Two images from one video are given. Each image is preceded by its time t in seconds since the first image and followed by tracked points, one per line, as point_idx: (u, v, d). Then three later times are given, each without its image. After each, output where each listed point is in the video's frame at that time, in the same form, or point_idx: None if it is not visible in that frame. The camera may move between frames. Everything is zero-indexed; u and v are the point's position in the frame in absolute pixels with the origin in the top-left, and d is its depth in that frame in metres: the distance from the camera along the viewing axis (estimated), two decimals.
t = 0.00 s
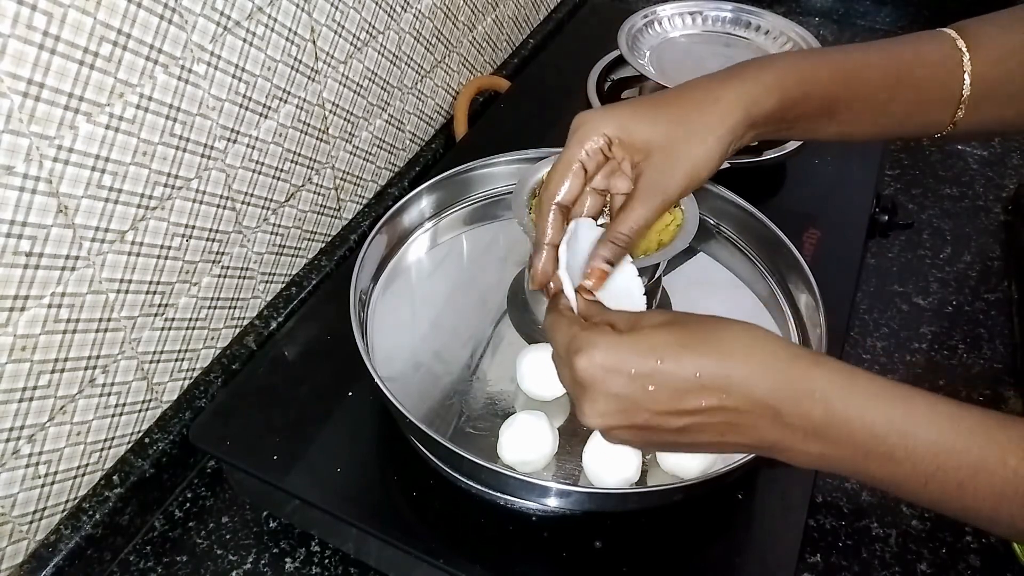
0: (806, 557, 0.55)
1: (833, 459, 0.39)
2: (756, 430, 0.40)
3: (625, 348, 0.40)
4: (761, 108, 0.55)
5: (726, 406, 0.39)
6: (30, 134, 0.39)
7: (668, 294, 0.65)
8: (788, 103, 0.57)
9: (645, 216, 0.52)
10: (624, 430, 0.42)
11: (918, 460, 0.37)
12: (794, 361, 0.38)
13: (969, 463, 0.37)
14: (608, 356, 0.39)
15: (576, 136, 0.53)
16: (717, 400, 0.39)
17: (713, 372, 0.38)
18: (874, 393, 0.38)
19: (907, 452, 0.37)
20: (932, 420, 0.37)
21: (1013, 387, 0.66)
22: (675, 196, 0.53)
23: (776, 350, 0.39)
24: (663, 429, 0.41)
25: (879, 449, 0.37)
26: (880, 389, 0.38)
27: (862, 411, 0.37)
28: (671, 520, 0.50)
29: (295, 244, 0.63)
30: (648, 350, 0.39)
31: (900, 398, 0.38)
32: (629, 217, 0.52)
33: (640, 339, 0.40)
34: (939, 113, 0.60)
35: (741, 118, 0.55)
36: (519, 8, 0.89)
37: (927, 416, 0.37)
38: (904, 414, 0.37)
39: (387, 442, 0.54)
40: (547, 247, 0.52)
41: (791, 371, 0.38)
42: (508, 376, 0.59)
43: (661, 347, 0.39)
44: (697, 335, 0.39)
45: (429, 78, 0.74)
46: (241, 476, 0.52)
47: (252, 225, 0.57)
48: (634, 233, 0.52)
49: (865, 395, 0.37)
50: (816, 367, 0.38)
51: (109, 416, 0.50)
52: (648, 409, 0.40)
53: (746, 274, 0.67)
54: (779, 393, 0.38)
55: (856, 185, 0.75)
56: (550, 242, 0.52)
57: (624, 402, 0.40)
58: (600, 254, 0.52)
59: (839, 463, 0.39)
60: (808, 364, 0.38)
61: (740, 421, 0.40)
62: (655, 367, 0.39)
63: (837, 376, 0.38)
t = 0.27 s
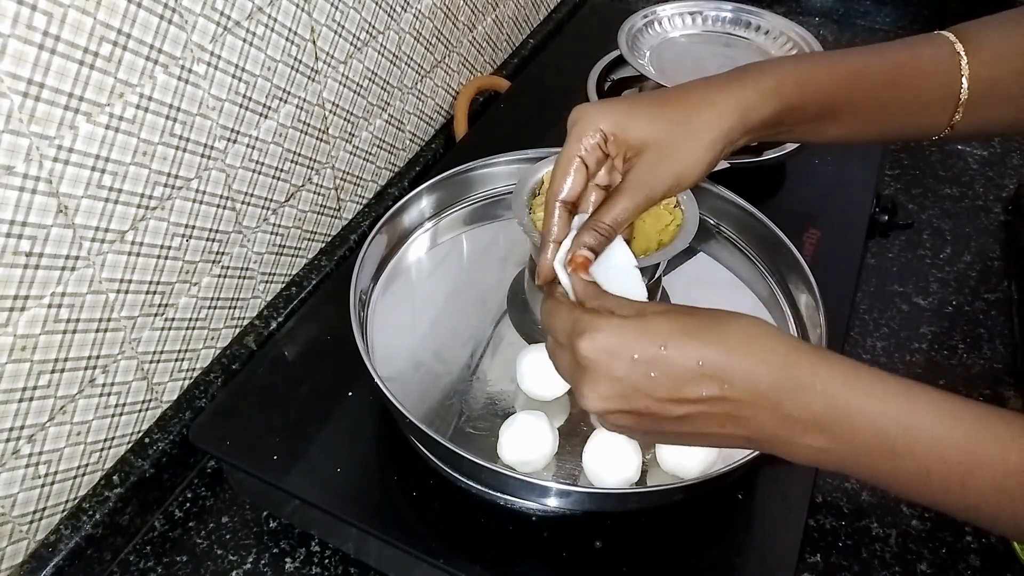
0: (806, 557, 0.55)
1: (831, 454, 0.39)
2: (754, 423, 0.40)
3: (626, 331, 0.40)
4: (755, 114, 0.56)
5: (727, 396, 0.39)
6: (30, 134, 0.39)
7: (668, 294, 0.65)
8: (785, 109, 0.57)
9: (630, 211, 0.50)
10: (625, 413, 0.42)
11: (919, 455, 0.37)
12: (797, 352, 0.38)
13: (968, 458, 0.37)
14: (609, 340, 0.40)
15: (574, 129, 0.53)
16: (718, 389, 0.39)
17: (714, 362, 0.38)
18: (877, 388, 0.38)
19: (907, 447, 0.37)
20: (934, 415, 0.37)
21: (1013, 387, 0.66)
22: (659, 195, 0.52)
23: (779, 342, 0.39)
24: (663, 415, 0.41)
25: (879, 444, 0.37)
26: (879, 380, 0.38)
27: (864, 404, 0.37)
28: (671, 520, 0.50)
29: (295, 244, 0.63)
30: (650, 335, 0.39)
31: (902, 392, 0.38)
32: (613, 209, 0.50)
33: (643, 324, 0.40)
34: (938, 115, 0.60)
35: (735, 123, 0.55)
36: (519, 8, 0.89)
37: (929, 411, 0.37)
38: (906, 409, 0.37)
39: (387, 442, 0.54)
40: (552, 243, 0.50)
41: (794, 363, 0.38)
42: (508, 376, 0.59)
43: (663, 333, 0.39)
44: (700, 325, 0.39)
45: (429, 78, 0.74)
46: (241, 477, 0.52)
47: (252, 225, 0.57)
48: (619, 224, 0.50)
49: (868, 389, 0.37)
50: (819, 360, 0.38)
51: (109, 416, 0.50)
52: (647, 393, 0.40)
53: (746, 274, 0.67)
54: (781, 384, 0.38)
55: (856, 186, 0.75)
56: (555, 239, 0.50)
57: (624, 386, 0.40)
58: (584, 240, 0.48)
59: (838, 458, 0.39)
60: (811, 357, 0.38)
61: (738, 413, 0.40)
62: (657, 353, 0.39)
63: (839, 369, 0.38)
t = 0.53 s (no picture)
0: (806, 557, 0.55)
1: (833, 441, 0.39)
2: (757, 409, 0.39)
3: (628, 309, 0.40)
4: (756, 113, 0.55)
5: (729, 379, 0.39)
6: (30, 134, 0.39)
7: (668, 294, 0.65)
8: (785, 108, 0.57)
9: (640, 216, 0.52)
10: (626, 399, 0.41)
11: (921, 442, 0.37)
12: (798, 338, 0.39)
13: (971, 445, 0.37)
14: (611, 319, 0.39)
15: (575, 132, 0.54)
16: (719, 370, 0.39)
17: (716, 346, 0.38)
18: (879, 375, 0.38)
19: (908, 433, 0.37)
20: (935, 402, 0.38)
21: (1013, 387, 0.66)
22: (667, 193, 0.53)
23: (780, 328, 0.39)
24: (664, 395, 0.40)
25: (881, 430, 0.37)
26: (876, 366, 0.38)
27: (865, 390, 0.37)
28: (671, 520, 0.50)
29: (295, 244, 0.63)
30: (652, 315, 0.39)
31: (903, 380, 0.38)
32: (625, 215, 0.52)
33: (646, 305, 0.40)
34: (938, 114, 0.60)
35: (737, 122, 0.55)
36: (519, 8, 0.89)
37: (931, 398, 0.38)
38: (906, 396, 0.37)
39: (387, 442, 0.54)
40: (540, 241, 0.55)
41: (794, 350, 0.38)
42: (508, 376, 0.59)
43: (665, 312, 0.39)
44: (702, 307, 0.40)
45: (429, 78, 0.74)
46: (241, 477, 0.52)
47: (252, 225, 0.57)
48: (631, 231, 0.52)
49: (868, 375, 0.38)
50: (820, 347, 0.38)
51: (109, 416, 0.50)
52: (649, 371, 0.39)
53: (746, 274, 0.67)
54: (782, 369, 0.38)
55: (856, 186, 0.75)
56: (543, 237, 0.54)
57: (627, 367, 0.39)
58: (599, 251, 0.51)
59: (840, 446, 0.39)
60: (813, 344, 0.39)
61: (741, 401, 0.39)
62: (660, 332, 0.39)
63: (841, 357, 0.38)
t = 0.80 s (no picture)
0: (806, 557, 0.55)
1: (833, 451, 0.39)
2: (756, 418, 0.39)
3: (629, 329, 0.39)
4: (754, 112, 0.55)
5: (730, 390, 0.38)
6: (30, 134, 0.39)
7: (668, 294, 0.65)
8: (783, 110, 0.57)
9: (631, 210, 0.51)
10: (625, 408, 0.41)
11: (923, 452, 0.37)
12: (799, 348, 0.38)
13: (969, 453, 0.37)
14: (610, 336, 0.39)
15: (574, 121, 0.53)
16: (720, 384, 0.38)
17: (714, 363, 0.38)
18: (879, 385, 0.38)
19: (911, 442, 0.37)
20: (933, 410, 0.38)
21: (1013, 387, 0.66)
22: (661, 190, 0.52)
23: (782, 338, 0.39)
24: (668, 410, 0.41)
25: (882, 440, 0.37)
26: (877, 375, 0.38)
27: (867, 400, 0.37)
28: (671, 520, 0.50)
29: (295, 244, 0.63)
30: (650, 331, 0.39)
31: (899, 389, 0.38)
32: (615, 208, 0.51)
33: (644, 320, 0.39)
34: (938, 116, 0.59)
35: (735, 123, 0.55)
36: (519, 8, 0.89)
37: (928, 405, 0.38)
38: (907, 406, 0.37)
39: (387, 442, 0.54)
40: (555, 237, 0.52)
41: (797, 360, 0.38)
42: (508, 376, 0.59)
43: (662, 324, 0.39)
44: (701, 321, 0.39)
45: (429, 78, 0.74)
46: (241, 477, 0.52)
47: (252, 225, 0.57)
48: (621, 223, 0.51)
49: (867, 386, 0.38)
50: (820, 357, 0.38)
51: (109, 416, 0.50)
52: (648, 389, 0.40)
53: (746, 274, 0.67)
54: (785, 380, 0.38)
55: (856, 186, 0.75)
56: (559, 229, 0.52)
57: (629, 384, 0.39)
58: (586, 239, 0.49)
59: (839, 455, 0.39)
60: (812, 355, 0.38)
61: (741, 411, 0.39)
62: (659, 350, 0.38)
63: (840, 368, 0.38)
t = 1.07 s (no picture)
0: (806, 557, 0.55)
1: (833, 449, 0.39)
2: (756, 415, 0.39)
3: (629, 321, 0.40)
4: (756, 109, 0.55)
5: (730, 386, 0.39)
6: (30, 134, 0.39)
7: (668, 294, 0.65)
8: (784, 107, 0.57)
9: (641, 212, 0.51)
10: (626, 406, 0.42)
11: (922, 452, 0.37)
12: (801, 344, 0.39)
13: (970, 449, 0.37)
14: (610, 328, 0.40)
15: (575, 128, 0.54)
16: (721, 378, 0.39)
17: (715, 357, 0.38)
18: (879, 381, 0.38)
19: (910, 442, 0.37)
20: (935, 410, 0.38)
21: (1013, 387, 0.66)
22: (672, 192, 0.52)
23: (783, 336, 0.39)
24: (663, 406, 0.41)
25: (883, 436, 0.37)
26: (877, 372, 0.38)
27: (865, 396, 0.37)
28: (671, 519, 0.50)
29: (295, 244, 0.63)
30: (649, 325, 0.40)
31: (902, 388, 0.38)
32: (625, 213, 0.52)
33: (642, 315, 0.40)
34: (939, 113, 0.59)
35: (738, 120, 0.55)
36: (519, 9, 0.89)
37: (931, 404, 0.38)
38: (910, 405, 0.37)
39: (387, 442, 0.54)
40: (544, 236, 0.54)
41: (796, 357, 0.38)
42: (508, 376, 0.59)
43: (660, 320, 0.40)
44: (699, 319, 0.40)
45: (429, 78, 0.74)
46: (241, 477, 0.52)
47: (252, 225, 0.57)
48: (632, 227, 0.52)
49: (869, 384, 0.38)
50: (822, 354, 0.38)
51: (110, 416, 0.50)
52: (647, 384, 0.40)
53: (746, 274, 0.67)
54: (785, 377, 0.38)
55: (857, 185, 0.75)
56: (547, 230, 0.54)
57: (626, 377, 0.40)
58: (597, 247, 0.51)
59: (839, 453, 0.39)
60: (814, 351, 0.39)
61: (741, 408, 0.39)
62: (658, 341, 0.39)
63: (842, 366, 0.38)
